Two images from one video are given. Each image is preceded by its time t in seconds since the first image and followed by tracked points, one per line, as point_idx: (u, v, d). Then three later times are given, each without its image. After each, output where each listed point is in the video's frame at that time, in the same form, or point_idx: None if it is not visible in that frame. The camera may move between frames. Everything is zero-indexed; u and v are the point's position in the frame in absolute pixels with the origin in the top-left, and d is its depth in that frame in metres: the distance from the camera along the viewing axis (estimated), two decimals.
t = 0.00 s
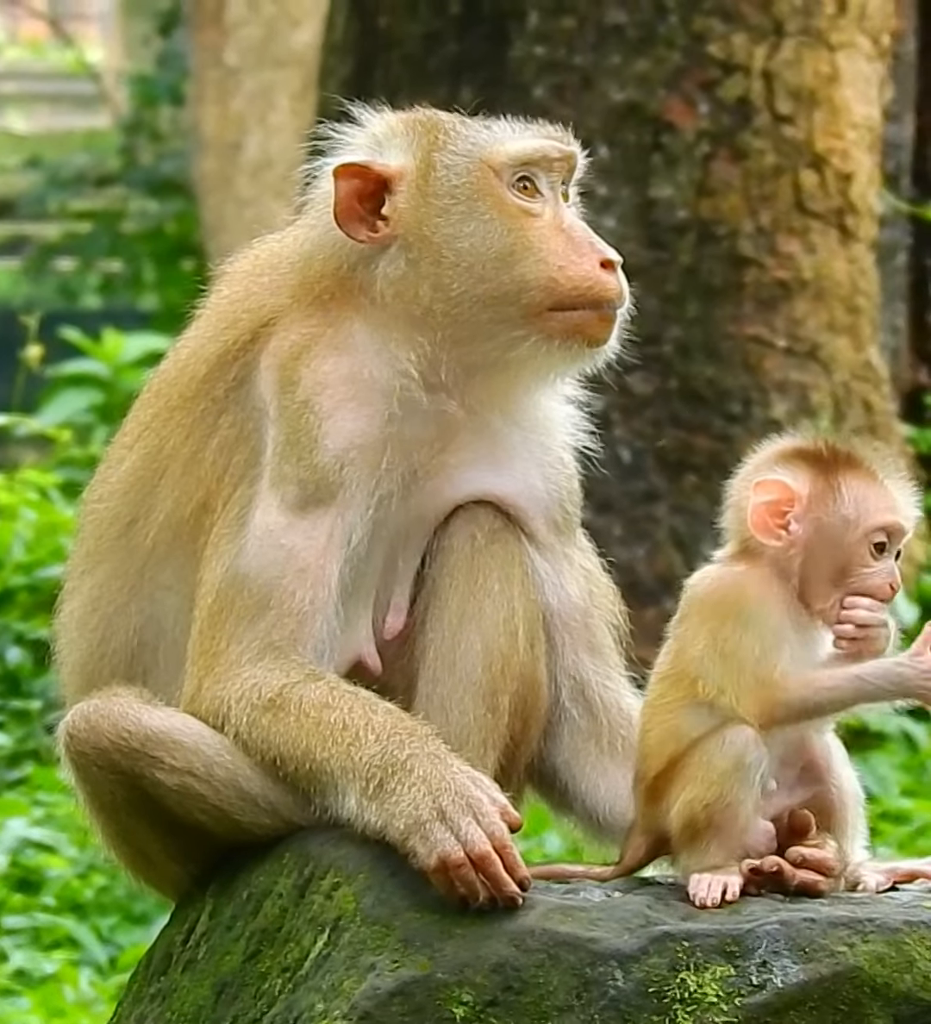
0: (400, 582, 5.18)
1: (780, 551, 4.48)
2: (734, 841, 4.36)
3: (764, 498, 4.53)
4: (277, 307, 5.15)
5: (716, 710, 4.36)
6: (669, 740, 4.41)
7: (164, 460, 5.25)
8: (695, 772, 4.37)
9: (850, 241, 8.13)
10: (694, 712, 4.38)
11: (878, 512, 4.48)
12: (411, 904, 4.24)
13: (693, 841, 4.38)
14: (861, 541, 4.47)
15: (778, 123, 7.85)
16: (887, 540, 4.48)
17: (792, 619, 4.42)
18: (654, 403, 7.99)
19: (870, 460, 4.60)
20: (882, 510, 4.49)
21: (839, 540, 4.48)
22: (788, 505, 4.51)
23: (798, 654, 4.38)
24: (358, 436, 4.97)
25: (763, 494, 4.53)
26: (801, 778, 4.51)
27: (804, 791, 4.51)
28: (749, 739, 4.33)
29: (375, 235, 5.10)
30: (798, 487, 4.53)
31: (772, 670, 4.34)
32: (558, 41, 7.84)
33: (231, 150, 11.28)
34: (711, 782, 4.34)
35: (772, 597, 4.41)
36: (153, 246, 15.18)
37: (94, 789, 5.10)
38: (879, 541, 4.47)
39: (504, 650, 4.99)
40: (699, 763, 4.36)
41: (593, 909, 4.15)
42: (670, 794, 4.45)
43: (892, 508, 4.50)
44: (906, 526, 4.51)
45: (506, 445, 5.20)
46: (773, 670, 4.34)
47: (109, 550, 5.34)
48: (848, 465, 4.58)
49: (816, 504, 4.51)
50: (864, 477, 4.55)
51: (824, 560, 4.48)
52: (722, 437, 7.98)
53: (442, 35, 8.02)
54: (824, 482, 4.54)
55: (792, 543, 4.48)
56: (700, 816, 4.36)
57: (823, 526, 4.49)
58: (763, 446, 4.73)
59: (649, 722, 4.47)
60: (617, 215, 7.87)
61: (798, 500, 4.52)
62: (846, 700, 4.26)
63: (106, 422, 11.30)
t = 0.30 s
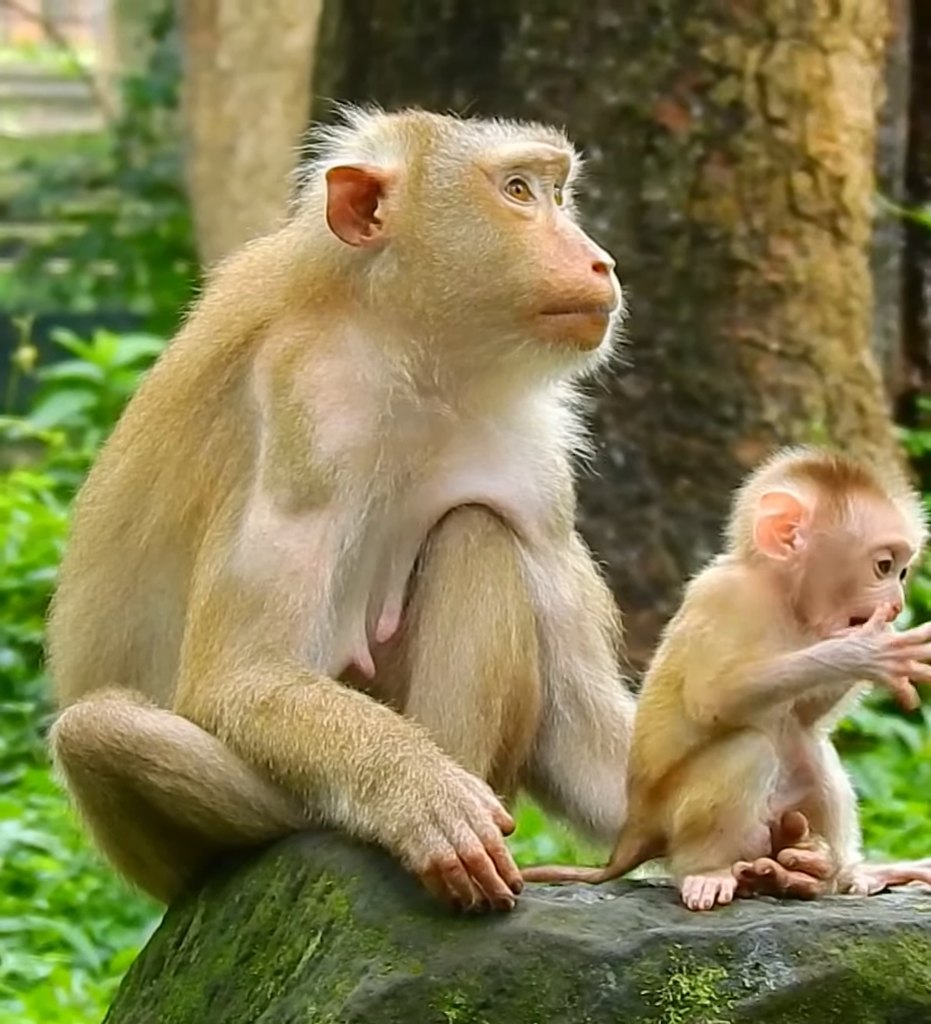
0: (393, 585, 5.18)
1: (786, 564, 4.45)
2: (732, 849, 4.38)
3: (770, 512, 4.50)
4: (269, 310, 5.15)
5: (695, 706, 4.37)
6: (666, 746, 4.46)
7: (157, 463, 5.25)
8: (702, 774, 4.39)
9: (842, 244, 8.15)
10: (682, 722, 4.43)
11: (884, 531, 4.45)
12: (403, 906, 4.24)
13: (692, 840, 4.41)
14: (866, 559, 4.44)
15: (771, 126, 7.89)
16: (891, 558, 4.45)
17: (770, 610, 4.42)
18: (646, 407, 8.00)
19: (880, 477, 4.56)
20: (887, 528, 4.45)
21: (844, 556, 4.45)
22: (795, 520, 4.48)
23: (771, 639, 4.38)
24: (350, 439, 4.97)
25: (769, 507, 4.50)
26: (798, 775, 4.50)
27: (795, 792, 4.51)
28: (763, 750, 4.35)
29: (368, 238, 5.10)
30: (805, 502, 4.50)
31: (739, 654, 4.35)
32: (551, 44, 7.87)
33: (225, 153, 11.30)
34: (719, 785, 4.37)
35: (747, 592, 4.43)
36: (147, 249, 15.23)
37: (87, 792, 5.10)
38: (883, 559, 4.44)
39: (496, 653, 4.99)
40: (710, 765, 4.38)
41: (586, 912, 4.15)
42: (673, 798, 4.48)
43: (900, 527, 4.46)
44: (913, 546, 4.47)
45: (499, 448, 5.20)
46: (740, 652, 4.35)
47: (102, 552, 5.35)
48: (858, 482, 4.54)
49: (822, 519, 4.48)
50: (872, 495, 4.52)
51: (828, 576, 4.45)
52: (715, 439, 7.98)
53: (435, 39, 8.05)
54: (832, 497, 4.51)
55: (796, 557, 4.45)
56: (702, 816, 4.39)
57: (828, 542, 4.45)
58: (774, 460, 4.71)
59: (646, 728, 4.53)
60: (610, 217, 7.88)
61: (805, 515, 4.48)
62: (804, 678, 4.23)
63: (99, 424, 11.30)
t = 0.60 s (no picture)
0: (386, 586, 5.18)
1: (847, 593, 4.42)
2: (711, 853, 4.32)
3: (846, 540, 4.46)
4: (261, 311, 5.15)
5: (707, 662, 4.38)
6: (673, 710, 4.46)
7: (150, 465, 5.25)
8: (693, 755, 4.39)
9: (835, 245, 8.18)
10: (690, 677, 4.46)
11: None
12: (398, 908, 4.24)
13: (677, 833, 4.35)
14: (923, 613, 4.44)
15: (763, 127, 7.92)
16: None
17: (821, 621, 4.42)
18: (640, 406, 7.98)
19: None
20: None
21: (904, 603, 4.44)
22: (868, 553, 4.44)
23: (808, 644, 4.40)
24: (342, 441, 4.97)
25: (848, 534, 4.46)
26: (791, 762, 4.48)
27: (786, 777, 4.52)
28: (749, 749, 4.34)
29: (358, 241, 5.11)
30: (882, 538, 4.46)
31: (780, 640, 4.37)
32: (543, 45, 7.89)
33: (217, 156, 11.32)
34: (703, 771, 4.36)
35: (805, 591, 4.44)
36: (140, 253, 15.21)
37: (81, 794, 5.10)
38: None
39: (490, 654, 4.99)
40: (698, 756, 4.38)
41: (580, 913, 4.16)
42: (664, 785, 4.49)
43: None
44: None
45: (490, 449, 5.20)
46: (781, 634, 4.38)
47: (94, 554, 5.35)
48: None
49: (893, 560, 4.46)
50: None
51: (884, 617, 4.44)
52: (708, 440, 7.99)
53: (428, 41, 8.03)
54: (907, 540, 4.48)
55: (860, 589, 4.41)
56: (687, 809, 4.35)
57: (894, 583, 4.44)
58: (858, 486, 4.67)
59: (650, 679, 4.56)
60: (602, 219, 7.91)
61: (878, 551, 4.44)
62: (820, 700, 4.29)
63: (92, 427, 11.29)
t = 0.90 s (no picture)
0: (381, 584, 5.17)
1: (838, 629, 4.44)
2: (683, 824, 4.39)
3: (841, 573, 4.46)
4: (255, 309, 5.15)
5: (688, 687, 4.40)
6: (647, 694, 4.52)
7: (143, 464, 5.25)
8: (652, 743, 4.50)
9: (830, 242, 8.19)
10: (672, 680, 4.50)
11: None
12: (392, 907, 4.24)
13: (653, 829, 4.43)
14: (917, 643, 4.47)
15: (758, 125, 7.92)
16: None
17: (809, 656, 4.45)
18: (634, 406, 8.01)
19: None
20: None
21: (896, 634, 4.47)
22: (861, 588, 4.45)
23: (793, 677, 4.43)
24: (337, 439, 4.97)
25: (838, 570, 4.46)
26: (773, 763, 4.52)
27: (770, 775, 4.56)
28: (695, 730, 4.39)
29: (351, 238, 5.10)
30: (873, 572, 4.47)
31: (764, 672, 4.40)
32: (537, 44, 7.89)
33: (211, 155, 11.32)
34: (661, 763, 4.44)
35: (796, 625, 4.46)
36: (134, 251, 15.24)
37: (76, 793, 5.10)
38: None
39: (485, 652, 4.99)
40: (656, 742, 4.48)
41: (575, 913, 4.15)
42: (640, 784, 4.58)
43: None
44: None
45: (485, 448, 5.20)
46: (767, 668, 4.40)
47: (87, 553, 5.34)
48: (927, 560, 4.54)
49: (885, 593, 4.48)
50: None
51: (877, 648, 4.48)
52: (702, 439, 7.98)
53: (422, 40, 8.05)
54: (898, 571, 4.50)
55: (852, 623, 4.44)
56: (655, 799, 4.44)
57: (885, 617, 4.47)
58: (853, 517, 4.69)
59: (634, 667, 4.60)
60: (596, 217, 7.91)
61: (870, 584, 4.45)
62: (800, 731, 4.30)
63: (86, 426, 11.28)
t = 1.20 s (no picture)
0: (375, 585, 5.18)
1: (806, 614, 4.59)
2: (676, 823, 4.41)
3: (811, 561, 4.64)
4: (250, 309, 5.15)
5: (667, 691, 4.50)
6: (633, 711, 4.54)
7: (138, 464, 5.25)
8: (640, 754, 4.49)
9: (823, 243, 8.19)
10: (652, 692, 4.54)
11: (908, 603, 4.55)
12: (387, 907, 4.24)
13: (650, 827, 4.43)
14: (884, 627, 4.55)
15: (751, 125, 7.93)
16: (911, 631, 4.55)
17: (787, 651, 4.56)
18: (628, 406, 8.01)
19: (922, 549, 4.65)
20: (913, 602, 4.55)
21: (865, 622, 4.57)
22: (833, 574, 4.61)
23: (774, 674, 4.54)
24: (332, 440, 4.97)
25: (809, 556, 4.64)
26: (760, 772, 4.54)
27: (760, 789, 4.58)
28: (680, 725, 4.44)
29: (345, 238, 5.10)
30: (843, 558, 4.62)
31: (740, 671, 4.51)
32: (531, 43, 7.89)
33: (205, 154, 11.33)
34: (651, 765, 4.46)
35: (772, 622, 4.59)
36: (127, 251, 15.25)
37: (71, 794, 5.10)
38: (904, 630, 4.55)
39: (479, 652, 4.98)
40: (644, 747, 4.48)
41: (569, 913, 4.15)
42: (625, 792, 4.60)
43: (927, 601, 4.56)
44: None
45: (479, 448, 5.20)
46: (743, 666, 4.52)
47: (82, 553, 5.34)
48: (903, 549, 4.64)
49: (855, 580, 4.60)
50: (912, 566, 4.61)
51: (847, 637, 4.57)
52: (696, 439, 8.00)
53: (415, 40, 8.05)
54: (871, 559, 4.62)
55: (822, 610, 4.58)
56: (647, 800, 4.46)
57: (854, 603, 4.58)
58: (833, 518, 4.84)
59: (621, 688, 4.65)
60: (590, 217, 7.92)
61: (841, 571, 4.61)
62: (781, 732, 4.38)
63: (80, 426, 11.28)
